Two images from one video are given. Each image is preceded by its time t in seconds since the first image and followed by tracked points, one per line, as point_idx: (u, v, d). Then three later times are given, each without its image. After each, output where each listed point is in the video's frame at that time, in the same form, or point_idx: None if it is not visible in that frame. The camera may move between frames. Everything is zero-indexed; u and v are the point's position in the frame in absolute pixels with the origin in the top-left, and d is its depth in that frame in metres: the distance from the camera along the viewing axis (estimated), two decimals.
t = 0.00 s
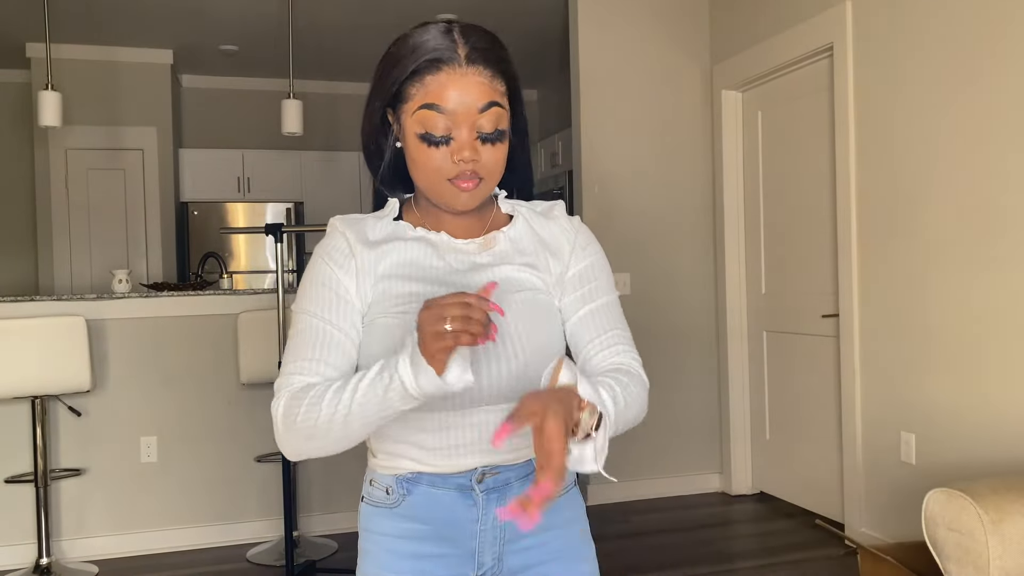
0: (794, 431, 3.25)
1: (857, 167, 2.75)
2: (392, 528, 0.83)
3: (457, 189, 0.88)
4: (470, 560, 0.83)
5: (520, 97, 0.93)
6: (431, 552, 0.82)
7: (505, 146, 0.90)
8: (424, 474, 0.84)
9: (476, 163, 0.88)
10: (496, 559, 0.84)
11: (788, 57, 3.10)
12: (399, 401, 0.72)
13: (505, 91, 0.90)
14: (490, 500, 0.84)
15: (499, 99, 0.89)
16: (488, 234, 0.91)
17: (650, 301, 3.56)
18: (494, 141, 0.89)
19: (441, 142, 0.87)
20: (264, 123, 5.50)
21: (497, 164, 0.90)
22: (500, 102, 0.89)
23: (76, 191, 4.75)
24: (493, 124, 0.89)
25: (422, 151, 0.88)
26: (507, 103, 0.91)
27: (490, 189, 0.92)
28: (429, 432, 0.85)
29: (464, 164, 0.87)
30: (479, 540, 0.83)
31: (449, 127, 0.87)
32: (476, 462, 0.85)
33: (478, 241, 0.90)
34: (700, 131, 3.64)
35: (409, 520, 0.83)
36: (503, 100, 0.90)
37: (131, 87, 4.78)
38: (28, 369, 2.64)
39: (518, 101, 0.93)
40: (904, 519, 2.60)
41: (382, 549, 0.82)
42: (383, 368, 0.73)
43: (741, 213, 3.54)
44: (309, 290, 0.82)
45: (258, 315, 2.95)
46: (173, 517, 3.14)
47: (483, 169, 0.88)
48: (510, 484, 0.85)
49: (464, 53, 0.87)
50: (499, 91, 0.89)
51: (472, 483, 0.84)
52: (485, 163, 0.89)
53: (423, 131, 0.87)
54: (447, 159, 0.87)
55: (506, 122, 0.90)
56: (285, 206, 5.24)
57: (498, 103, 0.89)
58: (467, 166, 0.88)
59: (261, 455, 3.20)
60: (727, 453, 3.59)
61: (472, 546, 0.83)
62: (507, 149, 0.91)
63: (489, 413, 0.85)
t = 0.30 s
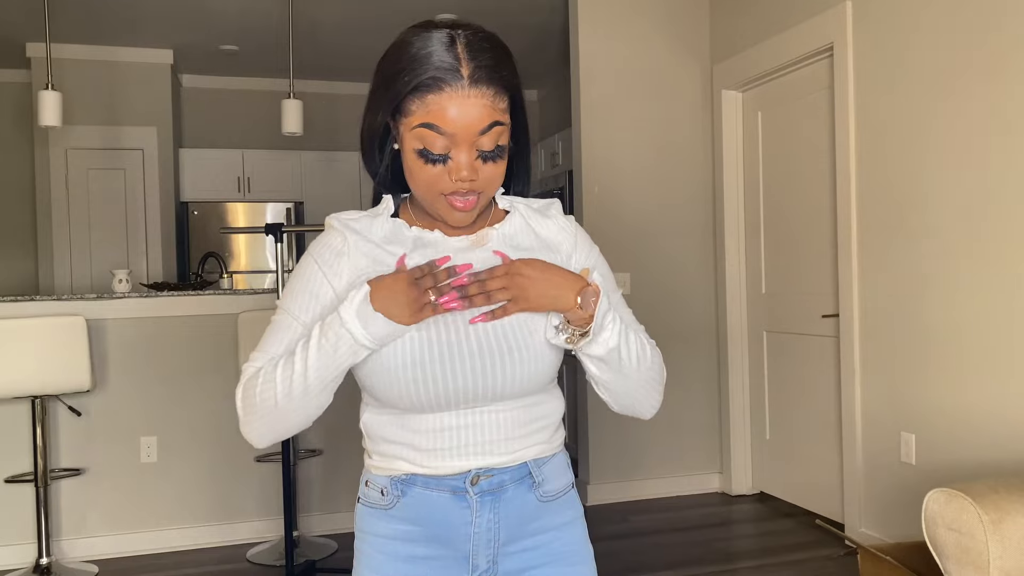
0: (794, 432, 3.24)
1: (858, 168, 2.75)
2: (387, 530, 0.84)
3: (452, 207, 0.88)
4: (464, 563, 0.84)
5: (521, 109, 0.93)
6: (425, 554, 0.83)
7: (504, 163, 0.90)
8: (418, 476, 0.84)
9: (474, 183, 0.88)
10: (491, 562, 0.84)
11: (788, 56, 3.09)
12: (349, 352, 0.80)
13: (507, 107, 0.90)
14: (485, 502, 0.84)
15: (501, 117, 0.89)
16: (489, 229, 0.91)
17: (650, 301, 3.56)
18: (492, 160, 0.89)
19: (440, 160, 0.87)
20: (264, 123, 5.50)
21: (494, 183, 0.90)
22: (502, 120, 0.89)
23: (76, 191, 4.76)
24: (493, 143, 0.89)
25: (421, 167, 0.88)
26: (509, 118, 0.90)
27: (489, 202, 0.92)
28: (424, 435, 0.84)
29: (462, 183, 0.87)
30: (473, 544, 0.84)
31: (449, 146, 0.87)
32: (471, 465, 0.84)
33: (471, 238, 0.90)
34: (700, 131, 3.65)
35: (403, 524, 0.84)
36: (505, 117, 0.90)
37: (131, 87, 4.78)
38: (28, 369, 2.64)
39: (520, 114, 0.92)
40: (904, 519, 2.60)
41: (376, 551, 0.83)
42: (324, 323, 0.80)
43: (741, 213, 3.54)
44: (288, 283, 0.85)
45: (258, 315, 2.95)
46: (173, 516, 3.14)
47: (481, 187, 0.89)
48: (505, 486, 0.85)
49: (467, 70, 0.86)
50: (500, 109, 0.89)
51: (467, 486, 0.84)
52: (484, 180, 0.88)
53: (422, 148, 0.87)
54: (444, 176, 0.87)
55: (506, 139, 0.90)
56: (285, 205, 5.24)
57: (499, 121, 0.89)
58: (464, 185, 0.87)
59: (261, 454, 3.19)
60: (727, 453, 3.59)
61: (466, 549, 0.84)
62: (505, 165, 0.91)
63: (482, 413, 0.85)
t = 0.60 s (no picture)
0: (794, 431, 3.24)
1: (858, 168, 2.75)
2: (379, 531, 0.84)
3: (441, 207, 0.88)
4: (457, 564, 0.84)
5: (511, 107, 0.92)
6: (418, 555, 0.83)
7: (492, 160, 0.90)
8: (411, 477, 0.84)
9: (461, 182, 0.88)
10: (484, 563, 0.84)
11: (789, 56, 3.09)
12: (325, 378, 0.79)
13: (495, 105, 0.90)
14: (478, 503, 0.84)
15: (488, 113, 0.89)
16: (473, 238, 0.90)
17: (651, 300, 3.57)
18: (480, 159, 0.89)
19: (427, 158, 0.87)
20: (264, 123, 5.50)
21: (482, 182, 0.90)
22: (489, 117, 0.89)
23: (77, 191, 4.76)
24: (481, 140, 0.88)
25: (408, 165, 0.88)
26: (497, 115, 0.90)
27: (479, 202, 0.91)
28: (418, 436, 0.84)
29: (449, 182, 0.87)
30: (467, 544, 0.84)
31: (434, 144, 0.87)
32: (464, 466, 0.84)
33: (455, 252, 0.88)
34: (700, 131, 3.64)
35: (396, 524, 0.84)
36: (493, 114, 0.90)
37: (132, 87, 4.78)
38: (28, 369, 2.64)
39: (509, 111, 0.92)
40: (905, 519, 2.60)
41: (369, 552, 0.84)
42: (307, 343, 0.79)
43: (742, 213, 3.54)
44: (281, 283, 0.84)
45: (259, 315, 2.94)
46: (173, 517, 3.14)
47: (469, 185, 0.88)
48: (498, 487, 0.85)
49: (452, 66, 0.86)
50: (488, 105, 0.89)
51: (459, 487, 0.84)
52: (472, 178, 0.89)
53: (408, 146, 0.87)
54: (431, 175, 0.87)
55: (495, 136, 0.90)
56: (286, 205, 5.24)
57: (486, 118, 0.89)
58: (451, 184, 0.87)
59: (261, 454, 3.19)
60: (727, 453, 3.59)
61: (459, 549, 0.84)
62: (495, 165, 0.91)
63: (475, 413, 0.85)
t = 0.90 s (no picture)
0: (794, 431, 3.24)
1: (858, 168, 2.75)
2: (375, 534, 0.84)
3: (429, 197, 0.88)
4: (453, 566, 0.84)
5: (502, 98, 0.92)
6: (415, 558, 0.83)
7: (481, 149, 0.90)
8: (406, 480, 0.84)
9: (448, 171, 0.87)
10: (480, 565, 0.85)
11: (789, 56, 3.09)
12: (318, 391, 0.78)
13: (483, 94, 0.90)
14: (473, 505, 0.84)
15: (474, 102, 0.89)
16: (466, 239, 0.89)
17: (652, 300, 3.57)
18: (467, 149, 0.89)
19: (413, 147, 0.87)
20: (264, 123, 5.50)
21: (471, 173, 0.89)
22: (476, 105, 0.89)
23: (77, 191, 4.76)
24: (466, 128, 0.88)
25: (395, 154, 0.88)
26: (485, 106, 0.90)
27: (470, 194, 0.91)
28: (412, 438, 0.84)
29: (434, 171, 0.87)
30: (463, 547, 0.84)
31: (419, 132, 0.87)
32: (459, 468, 0.84)
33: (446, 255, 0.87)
34: (700, 131, 3.64)
35: (391, 527, 0.84)
36: (480, 103, 0.89)
37: (132, 87, 4.78)
38: (28, 369, 2.64)
39: (499, 102, 0.92)
40: (904, 519, 2.61)
41: (365, 555, 0.84)
42: (299, 355, 0.79)
43: (742, 212, 3.54)
44: (276, 288, 0.84)
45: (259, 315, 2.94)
46: (173, 517, 3.14)
47: (456, 175, 0.88)
48: (494, 489, 0.85)
49: (435, 54, 0.87)
50: (474, 94, 0.89)
51: (455, 489, 0.84)
52: (459, 167, 0.88)
53: (393, 135, 0.87)
54: (417, 164, 0.87)
55: (484, 125, 0.90)
56: (285, 205, 5.24)
57: (473, 106, 0.88)
58: (437, 174, 0.87)
59: (261, 454, 3.19)
60: (727, 453, 3.59)
61: (455, 552, 0.84)
62: (484, 155, 0.90)
63: (471, 417, 0.85)
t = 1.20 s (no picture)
0: (794, 431, 3.24)
1: (857, 168, 2.75)
2: (369, 537, 0.85)
3: (414, 198, 0.87)
4: (448, 569, 0.84)
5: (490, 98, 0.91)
6: (409, 561, 0.84)
7: (465, 150, 0.89)
8: (398, 482, 0.84)
9: (431, 172, 0.87)
10: (475, 568, 0.84)
11: (789, 56, 3.09)
12: (296, 395, 0.78)
13: (468, 94, 0.89)
14: (466, 508, 0.84)
15: (458, 101, 0.88)
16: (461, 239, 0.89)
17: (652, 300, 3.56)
18: (452, 149, 0.88)
19: (396, 147, 0.87)
20: (264, 123, 5.50)
21: (456, 174, 0.88)
22: (460, 103, 0.88)
23: (77, 191, 4.76)
24: (450, 128, 0.87)
25: (379, 154, 0.88)
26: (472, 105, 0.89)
27: (457, 195, 0.90)
28: (403, 440, 0.84)
29: (417, 171, 0.86)
30: (456, 550, 0.84)
31: (402, 133, 0.87)
32: (452, 471, 0.84)
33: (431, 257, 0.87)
34: (700, 131, 3.64)
35: (384, 530, 0.84)
36: (465, 102, 0.89)
37: (132, 87, 4.78)
38: (28, 369, 2.64)
39: (488, 101, 0.91)
40: (904, 519, 2.60)
41: (359, 558, 0.84)
42: (280, 358, 0.79)
43: (742, 212, 3.54)
44: (268, 293, 0.86)
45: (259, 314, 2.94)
46: (173, 516, 3.14)
47: (439, 175, 0.87)
48: (488, 492, 0.85)
49: (418, 54, 0.87)
50: (459, 93, 0.88)
51: (447, 492, 0.84)
52: (443, 168, 0.87)
53: (377, 136, 0.87)
54: (401, 164, 0.87)
55: (470, 125, 0.89)
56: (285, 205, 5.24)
57: (457, 106, 0.88)
58: (420, 174, 0.87)
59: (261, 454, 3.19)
60: (727, 452, 3.59)
61: (449, 556, 0.84)
62: (470, 158, 0.90)
63: (461, 417, 0.85)
